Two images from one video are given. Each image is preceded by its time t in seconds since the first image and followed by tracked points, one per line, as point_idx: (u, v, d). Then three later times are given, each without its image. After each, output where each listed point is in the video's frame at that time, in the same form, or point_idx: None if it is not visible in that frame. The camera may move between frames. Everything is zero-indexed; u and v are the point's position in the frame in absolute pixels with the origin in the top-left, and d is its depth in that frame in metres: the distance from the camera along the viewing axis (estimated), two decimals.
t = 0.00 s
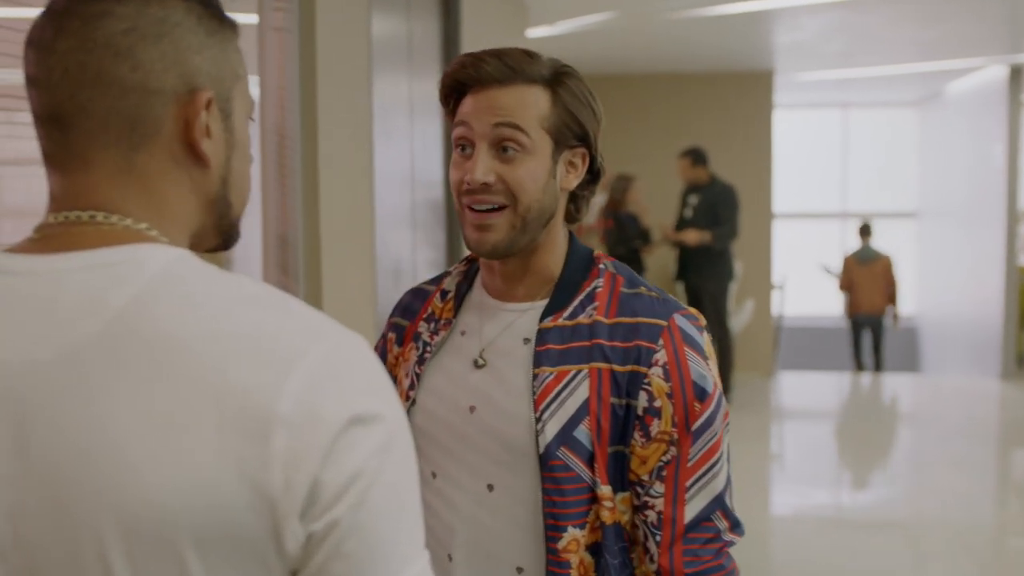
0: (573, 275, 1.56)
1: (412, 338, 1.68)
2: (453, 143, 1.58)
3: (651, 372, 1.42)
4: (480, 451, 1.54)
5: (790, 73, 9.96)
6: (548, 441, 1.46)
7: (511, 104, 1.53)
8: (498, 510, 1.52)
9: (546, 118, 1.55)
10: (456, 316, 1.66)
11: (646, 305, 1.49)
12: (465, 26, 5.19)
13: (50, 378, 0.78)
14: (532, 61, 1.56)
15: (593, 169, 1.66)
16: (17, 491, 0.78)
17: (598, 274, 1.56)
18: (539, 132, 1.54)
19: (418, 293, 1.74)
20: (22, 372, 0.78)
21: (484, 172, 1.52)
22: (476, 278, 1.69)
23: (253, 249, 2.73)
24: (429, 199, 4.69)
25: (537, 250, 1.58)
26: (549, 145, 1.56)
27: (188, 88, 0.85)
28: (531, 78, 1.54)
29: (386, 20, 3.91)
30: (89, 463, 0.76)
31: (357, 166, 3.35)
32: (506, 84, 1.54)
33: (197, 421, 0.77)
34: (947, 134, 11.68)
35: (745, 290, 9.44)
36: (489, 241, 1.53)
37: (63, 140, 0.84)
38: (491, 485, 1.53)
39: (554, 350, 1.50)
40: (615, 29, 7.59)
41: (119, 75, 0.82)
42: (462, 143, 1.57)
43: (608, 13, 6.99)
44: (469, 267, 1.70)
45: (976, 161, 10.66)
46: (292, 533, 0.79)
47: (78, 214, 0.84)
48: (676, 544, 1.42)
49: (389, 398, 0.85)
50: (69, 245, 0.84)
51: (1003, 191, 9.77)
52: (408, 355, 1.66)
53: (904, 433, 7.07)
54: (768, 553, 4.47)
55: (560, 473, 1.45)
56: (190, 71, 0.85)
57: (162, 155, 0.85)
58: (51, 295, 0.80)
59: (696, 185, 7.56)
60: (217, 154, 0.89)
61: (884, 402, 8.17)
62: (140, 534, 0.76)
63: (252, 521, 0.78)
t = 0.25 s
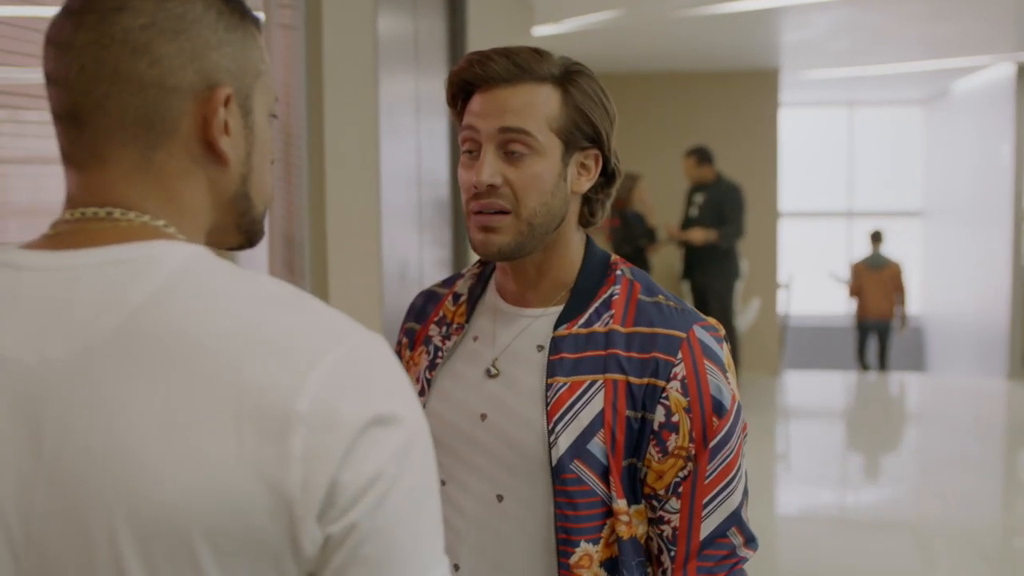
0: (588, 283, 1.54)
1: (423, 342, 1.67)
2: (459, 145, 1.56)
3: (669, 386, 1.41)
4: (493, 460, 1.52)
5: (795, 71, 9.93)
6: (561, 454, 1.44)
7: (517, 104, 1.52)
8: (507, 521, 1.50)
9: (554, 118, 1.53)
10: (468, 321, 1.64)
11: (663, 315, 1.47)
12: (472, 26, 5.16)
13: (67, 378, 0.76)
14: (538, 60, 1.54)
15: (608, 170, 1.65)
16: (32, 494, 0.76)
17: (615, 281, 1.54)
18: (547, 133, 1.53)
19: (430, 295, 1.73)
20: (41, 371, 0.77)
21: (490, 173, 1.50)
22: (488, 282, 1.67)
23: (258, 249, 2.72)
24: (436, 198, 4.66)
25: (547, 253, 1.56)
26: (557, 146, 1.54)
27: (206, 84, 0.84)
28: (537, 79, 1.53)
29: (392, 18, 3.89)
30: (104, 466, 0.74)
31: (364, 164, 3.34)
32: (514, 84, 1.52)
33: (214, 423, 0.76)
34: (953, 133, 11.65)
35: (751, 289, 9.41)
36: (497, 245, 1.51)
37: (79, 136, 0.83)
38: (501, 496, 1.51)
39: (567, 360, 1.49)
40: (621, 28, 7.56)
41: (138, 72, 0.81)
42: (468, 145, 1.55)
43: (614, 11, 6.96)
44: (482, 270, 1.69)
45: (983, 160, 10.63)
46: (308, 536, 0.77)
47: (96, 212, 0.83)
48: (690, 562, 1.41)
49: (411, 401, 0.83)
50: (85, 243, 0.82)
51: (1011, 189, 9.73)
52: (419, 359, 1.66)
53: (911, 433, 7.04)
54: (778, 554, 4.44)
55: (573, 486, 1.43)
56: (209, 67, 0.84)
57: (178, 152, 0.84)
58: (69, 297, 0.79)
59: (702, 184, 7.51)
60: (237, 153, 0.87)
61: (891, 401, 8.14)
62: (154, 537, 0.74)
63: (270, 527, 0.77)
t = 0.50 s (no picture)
0: (591, 285, 1.53)
1: (430, 344, 1.67)
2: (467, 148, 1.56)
3: (662, 394, 1.40)
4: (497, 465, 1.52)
5: (797, 71, 9.93)
6: (553, 460, 1.44)
7: (524, 104, 1.51)
8: (505, 525, 1.51)
9: (560, 118, 1.53)
10: (474, 324, 1.64)
11: (663, 320, 1.46)
12: (474, 26, 5.16)
13: (76, 383, 0.76)
14: (544, 59, 1.54)
15: (614, 170, 1.64)
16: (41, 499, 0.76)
17: (616, 284, 1.52)
18: (554, 134, 1.52)
19: (439, 298, 1.73)
20: (49, 374, 0.77)
21: (498, 176, 1.49)
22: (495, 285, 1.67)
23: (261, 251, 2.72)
24: (438, 199, 4.66)
25: (554, 254, 1.56)
26: (564, 146, 1.53)
27: (222, 86, 0.84)
28: (544, 79, 1.53)
29: (396, 19, 3.89)
30: (116, 471, 0.74)
31: (365, 166, 3.33)
32: (520, 84, 1.52)
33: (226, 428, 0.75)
34: (956, 133, 11.65)
35: (753, 289, 9.40)
36: (504, 248, 1.51)
37: (92, 137, 0.83)
38: (497, 501, 1.51)
39: (564, 365, 1.48)
40: (624, 28, 7.56)
41: (153, 73, 0.81)
42: (475, 147, 1.55)
43: (616, 11, 6.97)
44: (489, 272, 1.68)
45: (985, 159, 10.63)
46: (320, 545, 0.77)
47: (108, 215, 0.83)
48: (671, 570, 1.39)
49: (424, 409, 0.83)
50: (96, 246, 0.82)
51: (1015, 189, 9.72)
52: (426, 361, 1.66)
53: (913, 433, 7.03)
54: (780, 554, 4.44)
55: (564, 492, 1.43)
56: (225, 69, 0.84)
57: (192, 155, 0.84)
58: (79, 298, 0.79)
59: (704, 184, 7.51)
60: (251, 156, 0.88)
61: (893, 401, 8.13)
62: (165, 544, 0.74)
63: (281, 536, 0.76)
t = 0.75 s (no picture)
0: (605, 287, 1.52)
1: (445, 346, 1.67)
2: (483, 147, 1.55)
3: (674, 395, 1.39)
4: (512, 467, 1.52)
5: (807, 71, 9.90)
6: (565, 460, 1.43)
7: (541, 104, 1.51)
8: (518, 528, 1.50)
9: (578, 118, 1.53)
10: (488, 325, 1.63)
11: (676, 321, 1.45)
12: (484, 25, 5.16)
13: (97, 386, 0.76)
14: (562, 60, 1.54)
15: (630, 171, 1.63)
16: (62, 504, 0.76)
17: (631, 286, 1.51)
18: (570, 134, 1.52)
19: (455, 299, 1.72)
20: (70, 381, 0.77)
21: (514, 175, 1.49)
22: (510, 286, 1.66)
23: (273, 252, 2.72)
24: (448, 199, 4.66)
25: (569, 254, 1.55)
26: (581, 147, 1.53)
27: (240, 86, 0.84)
28: (561, 79, 1.52)
29: (406, 19, 3.89)
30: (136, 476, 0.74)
31: (375, 168, 3.31)
32: (537, 84, 1.52)
33: (247, 431, 0.75)
34: (966, 133, 11.62)
35: (764, 289, 9.37)
36: (521, 247, 1.50)
37: (109, 138, 0.83)
38: (510, 503, 1.51)
39: (577, 366, 1.48)
40: (633, 28, 7.55)
41: (171, 73, 0.81)
42: (491, 147, 1.55)
43: (625, 11, 6.96)
44: (504, 274, 1.68)
45: (995, 159, 10.60)
46: (342, 551, 0.77)
47: (126, 217, 0.83)
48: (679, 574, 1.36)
49: (447, 411, 0.82)
50: (115, 248, 0.82)
51: None
52: (440, 362, 1.66)
53: (922, 433, 7.01)
54: (790, 553, 4.43)
55: (575, 493, 1.42)
56: (243, 69, 0.84)
57: (210, 157, 0.84)
58: (100, 301, 0.79)
59: (713, 185, 7.49)
60: (268, 156, 0.87)
61: (904, 402, 8.11)
62: (186, 548, 0.74)
63: (303, 541, 0.76)
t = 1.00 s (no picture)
0: (627, 286, 1.53)
1: (469, 346, 1.67)
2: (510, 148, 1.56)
3: (696, 395, 1.39)
4: (536, 465, 1.52)
5: (827, 70, 9.86)
6: (586, 460, 1.44)
7: (568, 106, 1.51)
8: (540, 526, 1.50)
9: (604, 120, 1.53)
10: (512, 326, 1.64)
11: (698, 321, 1.45)
12: (504, 22, 5.15)
13: (134, 381, 0.77)
14: (589, 61, 1.54)
15: (654, 171, 1.63)
16: (101, 498, 0.77)
17: (653, 286, 1.51)
18: (596, 136, 1.52)
19: (480, 301, 1.73)
20: (108, 374, 0.78)
21: (540, 175, 1.50)
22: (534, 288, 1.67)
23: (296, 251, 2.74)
24: (467, 198, 4.66)
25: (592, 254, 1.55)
26: (608, 150, 1.53)
27: (269, 84, 0.84)
28: (590, 81, 1.53)
29: (426, 19, 3.89)
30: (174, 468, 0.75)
31: (395, 169, 3.31)
32: (564, 86, 1.52)
33: (283, 422, 0.76)
34: (987, 133, 11.53)
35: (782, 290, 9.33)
36: (546, 248, 1.51)
37: (140, 137, 0.84)
38: (532, 502, 1.52)
39: (598, 366, 1.48)
40: (652, 28, 7.54)
41: (201, 73, 0.82)
42: (518, 147, 1.55)
43: (644, 11, 6.95)
44: (528, 274, 1.68)
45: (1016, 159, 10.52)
46: (385, 538, 0.78)
47: (159, 214, 0.84)
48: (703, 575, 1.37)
49: (480, 401, 0.83)
50: (148, 245, 0.83)
51: None
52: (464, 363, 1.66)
53: (942, 434, 6.98)
54: (807, 555, 4.42)
55: (596, 493, 1.42)
56: (270, 67, 0.84)
57: (240, 154, 0.84)
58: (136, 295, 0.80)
59: (732, 185, 7.47)
60: (296, 152, 0.88)
61: (924, 403, 8.07)
62: (227, 538, 0.75)
63: (345, 528, 0.77)
